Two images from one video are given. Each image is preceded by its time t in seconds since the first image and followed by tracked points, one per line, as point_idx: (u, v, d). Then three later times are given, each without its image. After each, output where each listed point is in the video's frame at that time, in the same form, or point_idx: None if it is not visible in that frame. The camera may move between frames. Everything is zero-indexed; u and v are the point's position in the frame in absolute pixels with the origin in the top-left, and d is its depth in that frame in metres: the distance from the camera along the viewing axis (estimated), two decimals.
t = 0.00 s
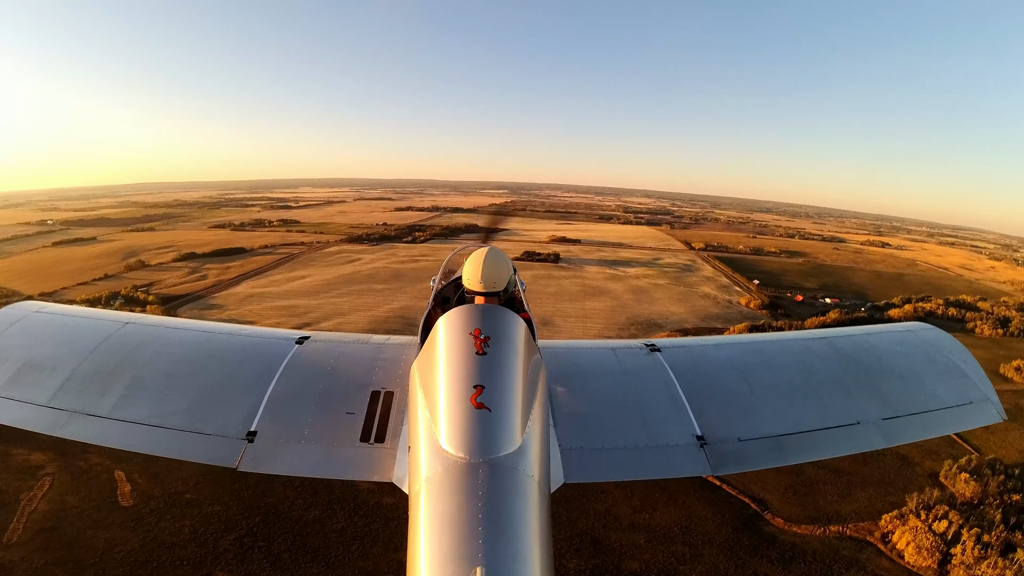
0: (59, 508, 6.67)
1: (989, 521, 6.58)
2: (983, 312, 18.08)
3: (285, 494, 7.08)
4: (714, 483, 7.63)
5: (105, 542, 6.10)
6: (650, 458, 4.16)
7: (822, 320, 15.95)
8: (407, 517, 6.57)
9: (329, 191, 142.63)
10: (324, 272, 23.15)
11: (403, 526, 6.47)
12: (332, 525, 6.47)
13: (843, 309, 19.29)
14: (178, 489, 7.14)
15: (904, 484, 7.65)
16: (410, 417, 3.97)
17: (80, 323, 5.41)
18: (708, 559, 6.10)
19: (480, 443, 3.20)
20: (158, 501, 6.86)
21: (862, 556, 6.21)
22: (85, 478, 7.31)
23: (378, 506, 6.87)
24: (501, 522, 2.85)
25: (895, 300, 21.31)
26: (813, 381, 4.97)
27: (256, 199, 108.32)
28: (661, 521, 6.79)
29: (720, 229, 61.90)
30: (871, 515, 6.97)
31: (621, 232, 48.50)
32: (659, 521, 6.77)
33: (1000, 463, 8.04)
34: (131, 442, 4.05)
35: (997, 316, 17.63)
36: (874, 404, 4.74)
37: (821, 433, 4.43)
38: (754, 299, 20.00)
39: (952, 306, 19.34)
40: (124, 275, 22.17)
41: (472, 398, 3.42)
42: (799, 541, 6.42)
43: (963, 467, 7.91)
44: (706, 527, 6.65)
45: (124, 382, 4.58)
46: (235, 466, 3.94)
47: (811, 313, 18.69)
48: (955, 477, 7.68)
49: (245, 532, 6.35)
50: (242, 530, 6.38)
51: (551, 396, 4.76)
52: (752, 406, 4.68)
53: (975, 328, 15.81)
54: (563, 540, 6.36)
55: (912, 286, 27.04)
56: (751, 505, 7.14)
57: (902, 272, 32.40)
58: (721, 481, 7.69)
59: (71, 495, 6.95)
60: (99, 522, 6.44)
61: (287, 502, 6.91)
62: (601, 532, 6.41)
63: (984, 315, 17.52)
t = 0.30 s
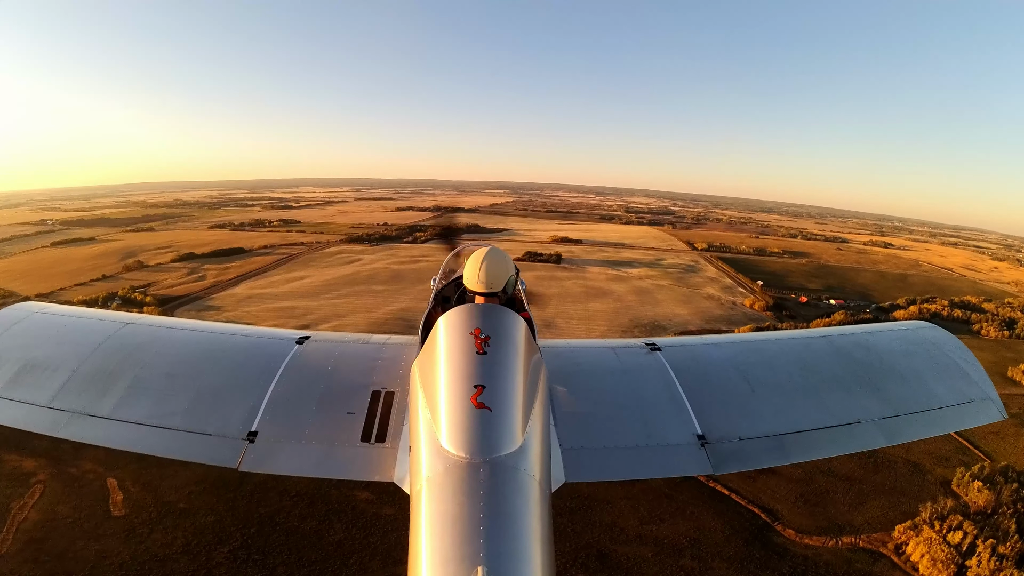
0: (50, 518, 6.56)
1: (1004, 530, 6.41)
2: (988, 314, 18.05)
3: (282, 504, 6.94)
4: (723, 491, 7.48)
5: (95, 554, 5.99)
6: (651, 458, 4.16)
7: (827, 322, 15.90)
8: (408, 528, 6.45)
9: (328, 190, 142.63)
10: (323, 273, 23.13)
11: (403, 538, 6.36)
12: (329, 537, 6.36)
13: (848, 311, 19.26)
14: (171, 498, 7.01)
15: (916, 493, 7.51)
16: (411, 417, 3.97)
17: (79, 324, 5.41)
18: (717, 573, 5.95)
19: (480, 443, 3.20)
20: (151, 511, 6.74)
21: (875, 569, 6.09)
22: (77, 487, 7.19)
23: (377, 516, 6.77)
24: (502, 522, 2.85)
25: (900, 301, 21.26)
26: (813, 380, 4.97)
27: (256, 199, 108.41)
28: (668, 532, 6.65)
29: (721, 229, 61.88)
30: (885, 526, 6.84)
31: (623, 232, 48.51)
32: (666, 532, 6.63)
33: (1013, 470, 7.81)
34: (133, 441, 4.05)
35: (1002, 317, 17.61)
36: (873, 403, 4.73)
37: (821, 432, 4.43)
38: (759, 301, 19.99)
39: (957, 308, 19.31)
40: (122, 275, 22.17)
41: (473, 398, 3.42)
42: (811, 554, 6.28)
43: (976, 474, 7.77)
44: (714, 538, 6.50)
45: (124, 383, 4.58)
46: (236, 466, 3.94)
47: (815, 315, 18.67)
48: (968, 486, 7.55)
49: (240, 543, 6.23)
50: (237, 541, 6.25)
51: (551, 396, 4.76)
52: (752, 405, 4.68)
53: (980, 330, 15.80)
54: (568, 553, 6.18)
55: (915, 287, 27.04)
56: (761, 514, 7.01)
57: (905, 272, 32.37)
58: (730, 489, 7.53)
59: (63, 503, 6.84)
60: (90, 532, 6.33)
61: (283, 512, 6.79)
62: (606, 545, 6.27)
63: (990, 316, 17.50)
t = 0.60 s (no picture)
0: (39, 528, 6.30)
1: (1018, 542, 6.29)
2: (992, 314, 18.06)
3: (276, 515, 6.61)
4: (731, 501, 7.22)
5: (84, 567, 5.73)
6: (651, 459, 4.16)
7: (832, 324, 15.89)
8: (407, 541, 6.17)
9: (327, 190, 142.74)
10: (322, 274, 23.09)
11: (401, 551, 6.07)
12: (325, 550, 6.08)
13: (851, 312, 19.28)
14: (164, 508, 6.73)
15: (929, 502, 7.29)
16: (411, 418, 3.98)
17: (81, 324, 5.43)
18: None
19: (480, 443, 3.21)
20: (142, 522, 6.46)
21: None
22: (68, 496, 6.92)
23: (375, 527, 6.47)
24: (501, 523, 2.85)
25: (904, 302, 21.25)
26: (813, 380, 4.97)
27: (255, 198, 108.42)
28: (676, 545, 6.39)
29: (723, 229, 61.98)
30: (897, 536, 6.62)
31: (624, 233, 48.54)
32: (675, 544, 6.37)
33: None
34: (133, 442, 4.06)
35: (1006, 318, 17.61)
36: (874, 404, 4.73)
37: (821, 433, 4.42)
38: (763, 302, 19.98)
39: (961, 309, 19.30)
40: (119, 277, 22.10)
41: (473, 399, 3.42)
42: (822, 566, 6.06)
43: (988, 482, 7.57)
44: (724, 551, 6.24)
45: (124, 384, 4.58)
46: (235, 467, 3.95)
47: (820, 317, 18.66)
48: (982, 495, 7.32)
49: (233, 556, 5.96)
50: (230, 555, 5.98)
51: (551, 397, 4.76)
52: (752, 406, 4.68)
53: (986, 331, 15.80)
54: (572, 567, 5.95)
55: (918, 288, 27.07)
56: (771, 526, 6.74)
57: (908, 273, 32.37)
58: (737, 499, 7.26)
59: (52, 513, 6.58)
60: (79, 544, 6.07)
61: (278, 523, 6.49)
62: (612, 559, 6.02)
63: (994, 317, 17.51)
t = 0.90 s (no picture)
0: (28, 538, 6.18)
1: None
2: (997, 315, 18.04)
3: (271, 526, 6.50)
4: (739, 511, 7.09)
5: None
6: (650, 460, 4.16)
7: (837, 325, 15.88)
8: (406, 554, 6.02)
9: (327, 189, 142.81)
10: (321, 274, 23.07)
11: (400, 564, 5.93)
12: (321, 563, 5.94)
13: (856, 313, 19.25)
14: (156, 519, 6.60)
15: (941, 511, 7.14)
16: (411, 418, 3.98)
17: (79, 324, 5.41)
18: None
19: (480, 443, 3.21)
20: (134, 533, 6.33)
21: None
22: (58, 504, 6.79)
23: (373, 540, 6.32)
24: (501, 524, 2.85)
25: (909, 303, 21.24)
26: (813, 381, 4.97)
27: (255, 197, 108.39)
28: (685, 558, 6.23)
29: (724, 228, 61.98)
30: (910, 547, 6.45)
31: (625, 232, 48.53)
32: (683, 557, 6.22)
33: None
34: (132, 442, 4.06)
35: (1011, 318, 17.60)
36: (873, 405, 4.73)
37: (821, 434, 4.42)
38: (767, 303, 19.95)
39: (965, 309, 19.30)
40: (117, 277, 22.08)
41: (473, 399, 3.41)
42: None
43: (1001, 490, 7.41)
44: (733, 564, 6.09)
45: (123, 384, 4.57)
46: (235, 467, 3.95)
47: (824, 318, 18.64)
48: (995, 503, 7.15)
49: (226, 569, 5.81)
50: (223, 567, 5.83)
51: (550, 398, 4.76)
52: (752, 407, 4.68)
53: (991, 332, 15.78)
54: None
55: (921, 288, 27.07)
56: (781, 537, 6.60)
57: (911, 273, 32.35)
58: (746, 508, 7.12)
59: (41, 523, 6.45)
60: (68, 555, 5.94)
61: (273, 535, 6.35)
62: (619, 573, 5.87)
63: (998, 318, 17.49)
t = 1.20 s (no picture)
0: (17, 549, 6.01)
1: None
2: (1002, 316, 18.06)
3: (266, 538, 6.30)
4: (749, 521, 6.90)
5: None
6: (650, 462, 4.15)
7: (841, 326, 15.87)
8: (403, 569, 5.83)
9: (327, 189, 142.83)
10: (319, 275, 23.04)
11: None
12: None
13: (860, 314, 19.23)
14: (147, 529, 6.39)
15: (954, 519, 6.97)
16: (411, 419, 3.98)
17: (79, 324, 5.41)
18: None
19: (480, 444, 3.21)
20: (125, 545, 6.13)
21: None
22: (49, 514, 6.62)
23: (369, 553, 6.12)
24: (501, 524, 2.85)
25: (913, 304, 21.21)
26: (813, 383, 4.97)
27: (255, 197, 108.38)
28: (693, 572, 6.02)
29: (726, 227, 61.98)
30: (924, 558, 6.27)
31: (627, 232, 48.54)
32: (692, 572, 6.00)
33: None
34: (133, 442, 4.06)
35: (1015, 319, 17.62)
36: (873, 407, 4.73)
37: (821, 436, 4.42)
38: (771, 304, 19.92)
39: (970, 310, 19.26)
40: (115, 278, 22.07)
41: (473, 400, 3.41)
42: None
43: (1014, 498, 7.26)
44: None
45: (123, 385, 4.57)
46: (235, 467, 3.95)
47: (828, 319, 18.64)
48: (1008, 511, 6.99)
49: None
50: None
51: (550, 399, 4.76)
52: (752, 408, 4.68)
53: (996, 333, 15.78)
54: None
55: (924, 288, 27.07)
56: (792, 548, 6.40)
57: (914, 273, 32.29)
58: (756, 518, 6.93)
59: (31, 533, 6.27)
60: (57, 568, 5.75)
61: (268, 548, 6.13)
62: None
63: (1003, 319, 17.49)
